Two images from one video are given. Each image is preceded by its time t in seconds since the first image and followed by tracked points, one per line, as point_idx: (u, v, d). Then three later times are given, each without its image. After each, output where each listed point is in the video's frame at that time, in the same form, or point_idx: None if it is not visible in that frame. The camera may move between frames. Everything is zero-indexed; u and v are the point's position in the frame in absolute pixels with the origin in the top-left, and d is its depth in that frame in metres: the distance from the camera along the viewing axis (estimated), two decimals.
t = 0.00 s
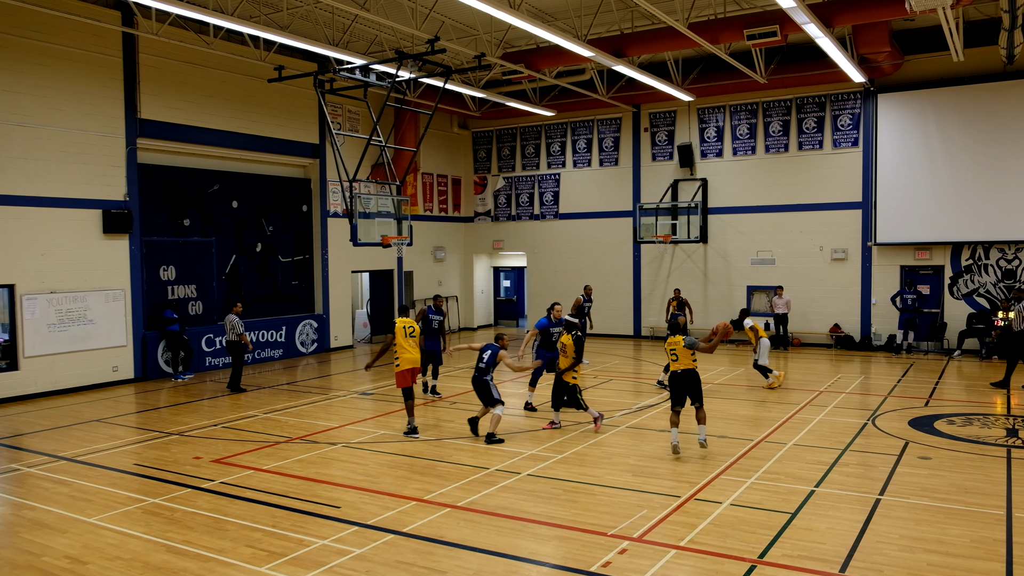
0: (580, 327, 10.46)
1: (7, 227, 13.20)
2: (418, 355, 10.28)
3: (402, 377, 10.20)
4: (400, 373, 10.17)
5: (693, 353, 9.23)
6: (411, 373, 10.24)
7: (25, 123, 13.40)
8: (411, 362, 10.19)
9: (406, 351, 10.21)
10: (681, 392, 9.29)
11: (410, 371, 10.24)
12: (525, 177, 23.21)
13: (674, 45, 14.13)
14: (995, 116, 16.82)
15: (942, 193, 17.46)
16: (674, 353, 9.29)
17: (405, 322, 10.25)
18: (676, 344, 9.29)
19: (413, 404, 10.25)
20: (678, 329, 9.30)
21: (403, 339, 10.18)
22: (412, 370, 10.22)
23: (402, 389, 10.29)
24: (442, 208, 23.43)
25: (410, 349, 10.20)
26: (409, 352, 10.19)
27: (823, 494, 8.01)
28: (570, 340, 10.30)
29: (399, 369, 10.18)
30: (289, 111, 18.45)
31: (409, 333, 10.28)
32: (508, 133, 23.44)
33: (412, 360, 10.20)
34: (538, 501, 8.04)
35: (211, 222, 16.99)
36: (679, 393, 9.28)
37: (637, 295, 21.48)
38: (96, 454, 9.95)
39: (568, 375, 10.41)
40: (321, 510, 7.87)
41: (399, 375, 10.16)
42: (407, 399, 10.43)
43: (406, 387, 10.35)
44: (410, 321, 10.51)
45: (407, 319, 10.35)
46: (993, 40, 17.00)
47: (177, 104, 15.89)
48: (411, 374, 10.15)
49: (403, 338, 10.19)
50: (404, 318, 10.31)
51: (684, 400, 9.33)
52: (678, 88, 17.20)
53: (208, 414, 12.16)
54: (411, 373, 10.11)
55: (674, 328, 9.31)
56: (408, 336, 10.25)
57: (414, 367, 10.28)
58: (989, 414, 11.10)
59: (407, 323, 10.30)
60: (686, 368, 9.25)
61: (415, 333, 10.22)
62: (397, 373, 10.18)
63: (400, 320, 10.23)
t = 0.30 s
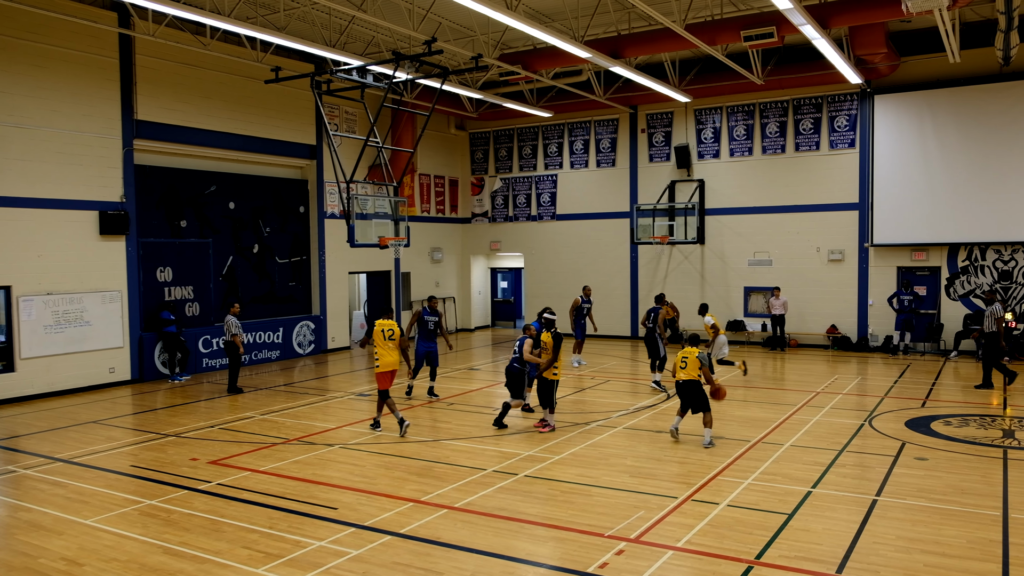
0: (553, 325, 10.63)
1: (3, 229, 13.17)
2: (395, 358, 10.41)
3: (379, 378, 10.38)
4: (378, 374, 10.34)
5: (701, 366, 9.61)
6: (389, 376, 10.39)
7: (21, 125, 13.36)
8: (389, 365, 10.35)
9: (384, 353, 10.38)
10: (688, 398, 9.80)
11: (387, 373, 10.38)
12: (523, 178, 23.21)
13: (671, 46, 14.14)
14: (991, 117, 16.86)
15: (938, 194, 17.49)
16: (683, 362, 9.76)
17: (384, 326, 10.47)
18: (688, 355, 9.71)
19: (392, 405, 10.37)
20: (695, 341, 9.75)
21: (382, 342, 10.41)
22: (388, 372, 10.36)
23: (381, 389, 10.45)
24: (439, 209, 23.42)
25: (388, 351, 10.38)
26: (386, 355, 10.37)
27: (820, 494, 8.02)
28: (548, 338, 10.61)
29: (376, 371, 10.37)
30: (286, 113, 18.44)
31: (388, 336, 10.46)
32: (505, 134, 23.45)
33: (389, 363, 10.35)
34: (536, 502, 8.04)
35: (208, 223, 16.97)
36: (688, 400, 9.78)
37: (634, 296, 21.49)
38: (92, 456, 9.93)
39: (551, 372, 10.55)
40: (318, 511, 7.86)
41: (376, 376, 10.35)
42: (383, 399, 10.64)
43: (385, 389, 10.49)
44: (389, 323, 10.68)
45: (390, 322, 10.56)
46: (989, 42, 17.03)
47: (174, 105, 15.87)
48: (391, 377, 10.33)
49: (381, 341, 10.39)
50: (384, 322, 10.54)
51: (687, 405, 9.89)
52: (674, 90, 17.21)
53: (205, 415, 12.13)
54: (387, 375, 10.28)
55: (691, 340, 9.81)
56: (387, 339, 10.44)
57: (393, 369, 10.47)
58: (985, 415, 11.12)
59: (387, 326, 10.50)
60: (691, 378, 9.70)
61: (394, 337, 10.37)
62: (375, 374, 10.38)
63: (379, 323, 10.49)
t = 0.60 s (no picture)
0: (535, 328, 10.57)
1: None
2: (374, 355, 10.70)
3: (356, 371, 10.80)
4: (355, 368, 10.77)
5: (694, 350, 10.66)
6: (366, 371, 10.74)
7: (17, 125, 13.34)
8: (366, 360, 10.71)
9: (365, 349, 10.72)
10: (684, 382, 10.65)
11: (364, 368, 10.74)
12: (519, 178, 23.22)
13: (667, 47, 14.17)
14: (986, 118, 16.90)
15: (934, 195, 17.52)
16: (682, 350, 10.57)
17: (367, 322, 10.77)
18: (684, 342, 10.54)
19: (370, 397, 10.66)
20: (685, 329, 10.56)
21: (362, 338, 10.73)
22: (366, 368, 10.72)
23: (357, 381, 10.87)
24: (435, 209, 23.41)
25: (369, 348, 10.70)
26: (365, 351, 10.71)
27: (816, 495, 8.03)
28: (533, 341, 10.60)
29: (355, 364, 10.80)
30: (282, 113, 18.43)
31: (369, 333, 10.75)
32: (501, 135, 23.45)
33: (367, 359, 10.71)
34: (532, 502, 8.04)
35: (204, 224, 16.94)
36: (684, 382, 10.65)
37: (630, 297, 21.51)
38: (88, 456, 9.91)
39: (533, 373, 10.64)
40: (315, 512, 7.85)
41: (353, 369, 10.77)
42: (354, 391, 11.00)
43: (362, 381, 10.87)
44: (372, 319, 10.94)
45: (373, 319, 10.82)
46: (985, 43, 17.07)
47: (170, 105, 15.85)
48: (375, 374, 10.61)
49: (362, 338, 10.72)
50: (367, 318, 10.81)
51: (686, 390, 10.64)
52: (671, 90, 17.21)
53: (201, 416, 12.11)
54: (363, 372, 10.62)
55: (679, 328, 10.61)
56: (368, 335, 10.74)
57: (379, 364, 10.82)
58: (981, 415, 11.15)
59: (369, 323, 10.77)
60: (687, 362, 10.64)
61: (374, 334, 10.66)
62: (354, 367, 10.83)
63: (361, 320, 10.79)
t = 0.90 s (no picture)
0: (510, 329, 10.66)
1: None
2: (357, 356, 10.96)
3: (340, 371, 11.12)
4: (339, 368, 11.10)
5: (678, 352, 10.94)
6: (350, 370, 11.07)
7: (13, 125, 13.32)
8: (348, 361, 10.98)
9: (348, 351, 10.97)
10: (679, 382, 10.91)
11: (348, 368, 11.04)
12: (516, 178, 23.22)
13: (664, 48, 14.18)
14: (982, 118, 16.93)
15: (930, 195, 17.54)
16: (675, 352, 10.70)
17: (349, 324, 10.92)
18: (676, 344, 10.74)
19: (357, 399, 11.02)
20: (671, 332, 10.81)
21: (344, 340, 10.96)
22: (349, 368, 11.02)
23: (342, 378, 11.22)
24: (432, 209, 23.40)
25: (351, 350, 10.96)
26: (348, 352, 10.97)
27: (813, 495, 8.03)
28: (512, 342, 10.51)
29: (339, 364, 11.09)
30: (279, 113, 18.41)
31: (352, 334, 10.95)
32: (498, 135, 23.44)
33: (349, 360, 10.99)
34: (530, 502, 8.03)
35: (201, 224, 16.92)
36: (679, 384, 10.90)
37: (627, 296, 21.51)
38: (84, 457, 9.89)
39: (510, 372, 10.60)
40: (312, 513, 7.85)
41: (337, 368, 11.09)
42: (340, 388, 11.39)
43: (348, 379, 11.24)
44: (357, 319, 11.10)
45: (354, 320, 10.97)
46: (981, 43, 17.11)
47: (166, 105, 15.83)
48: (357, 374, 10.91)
49: (344, 340, 10.95)
50: (349, 319, 10.96)
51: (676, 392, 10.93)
52: (668, 90, 17.22)
53: (198, 416, 12.10)
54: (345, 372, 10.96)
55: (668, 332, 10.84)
56: (350, 337, 10.94)
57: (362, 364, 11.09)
58: (977, 415, 11.17)
59: (351, 324, 10.93)
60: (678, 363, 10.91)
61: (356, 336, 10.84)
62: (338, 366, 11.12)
63: (344, 321, 10.97)
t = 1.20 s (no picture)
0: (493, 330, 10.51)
1: None
2: (346, 352, 11.28)
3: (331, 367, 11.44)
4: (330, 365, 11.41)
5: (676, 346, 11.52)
6: (341, 366, 11.40)
7: (10, 125, 13.29)
8: (339, 357, 11.30)
9: (337, 347, 11.34)
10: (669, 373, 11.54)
11: (338, 363, 11.38)
12: (513, 178, 23.22)
13: (661, 48, 14.20)
14: (979, 118, 16.96)
15: (927, 195, 17.57)
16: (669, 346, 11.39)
17: (338, 320, 11.29)
18: (671, 338, 11.41)
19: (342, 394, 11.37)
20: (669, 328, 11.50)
21: (333, 336, 11.30)
22: (340, 364, 11.35)
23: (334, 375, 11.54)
24: (430, 209, 23.39)
25: (340, 346, 11.28)
26: (337, 348, 11.29)
27: (810, 494, 8.05)
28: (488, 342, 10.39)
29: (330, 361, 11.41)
30: (276, 113, 18.40)
31: (341, 330, 11.30)
32: (495, 135, 23.45)
33: (339, 356, 11.31)
34: (527, 502, 8.04)
35: (198, 224, 16.91)
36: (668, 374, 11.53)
37: (625, 296, 21.52)
38: (81, 457, 9.88)
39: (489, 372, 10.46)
40: (309, 513, 7.85)
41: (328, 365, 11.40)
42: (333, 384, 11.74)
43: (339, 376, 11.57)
44: (346, 316, 11.47)
45: (342, 316, 11.34)
46: (977, 43, 17.13)
47: (163, 105, 15.82)
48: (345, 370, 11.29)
49: (332, 336, 11.28)
50: (338, 316, 11.35)
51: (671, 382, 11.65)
52: (665, 91, 17.21)
53: (194, 417, 12.08)
54: (337, 368, 11.28)
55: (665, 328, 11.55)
56: (339, 333, 11.29)
57: (352, 359, 11.41)
58: (974, 415, 11.17)
59: (339, 321, 11.30)
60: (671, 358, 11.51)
61: (343, 332, 11.16)
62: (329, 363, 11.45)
63: (332, 318, 11.32)
